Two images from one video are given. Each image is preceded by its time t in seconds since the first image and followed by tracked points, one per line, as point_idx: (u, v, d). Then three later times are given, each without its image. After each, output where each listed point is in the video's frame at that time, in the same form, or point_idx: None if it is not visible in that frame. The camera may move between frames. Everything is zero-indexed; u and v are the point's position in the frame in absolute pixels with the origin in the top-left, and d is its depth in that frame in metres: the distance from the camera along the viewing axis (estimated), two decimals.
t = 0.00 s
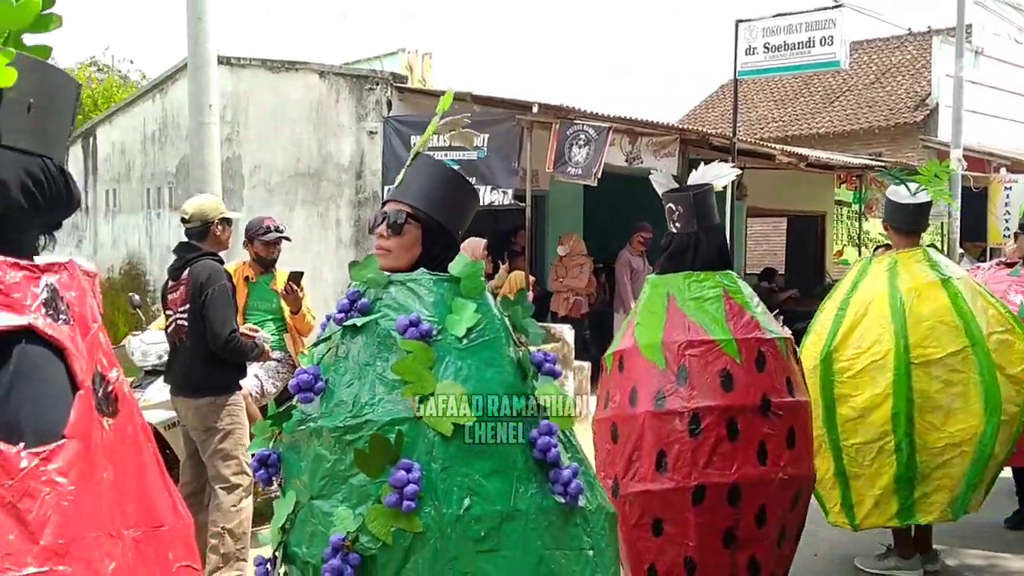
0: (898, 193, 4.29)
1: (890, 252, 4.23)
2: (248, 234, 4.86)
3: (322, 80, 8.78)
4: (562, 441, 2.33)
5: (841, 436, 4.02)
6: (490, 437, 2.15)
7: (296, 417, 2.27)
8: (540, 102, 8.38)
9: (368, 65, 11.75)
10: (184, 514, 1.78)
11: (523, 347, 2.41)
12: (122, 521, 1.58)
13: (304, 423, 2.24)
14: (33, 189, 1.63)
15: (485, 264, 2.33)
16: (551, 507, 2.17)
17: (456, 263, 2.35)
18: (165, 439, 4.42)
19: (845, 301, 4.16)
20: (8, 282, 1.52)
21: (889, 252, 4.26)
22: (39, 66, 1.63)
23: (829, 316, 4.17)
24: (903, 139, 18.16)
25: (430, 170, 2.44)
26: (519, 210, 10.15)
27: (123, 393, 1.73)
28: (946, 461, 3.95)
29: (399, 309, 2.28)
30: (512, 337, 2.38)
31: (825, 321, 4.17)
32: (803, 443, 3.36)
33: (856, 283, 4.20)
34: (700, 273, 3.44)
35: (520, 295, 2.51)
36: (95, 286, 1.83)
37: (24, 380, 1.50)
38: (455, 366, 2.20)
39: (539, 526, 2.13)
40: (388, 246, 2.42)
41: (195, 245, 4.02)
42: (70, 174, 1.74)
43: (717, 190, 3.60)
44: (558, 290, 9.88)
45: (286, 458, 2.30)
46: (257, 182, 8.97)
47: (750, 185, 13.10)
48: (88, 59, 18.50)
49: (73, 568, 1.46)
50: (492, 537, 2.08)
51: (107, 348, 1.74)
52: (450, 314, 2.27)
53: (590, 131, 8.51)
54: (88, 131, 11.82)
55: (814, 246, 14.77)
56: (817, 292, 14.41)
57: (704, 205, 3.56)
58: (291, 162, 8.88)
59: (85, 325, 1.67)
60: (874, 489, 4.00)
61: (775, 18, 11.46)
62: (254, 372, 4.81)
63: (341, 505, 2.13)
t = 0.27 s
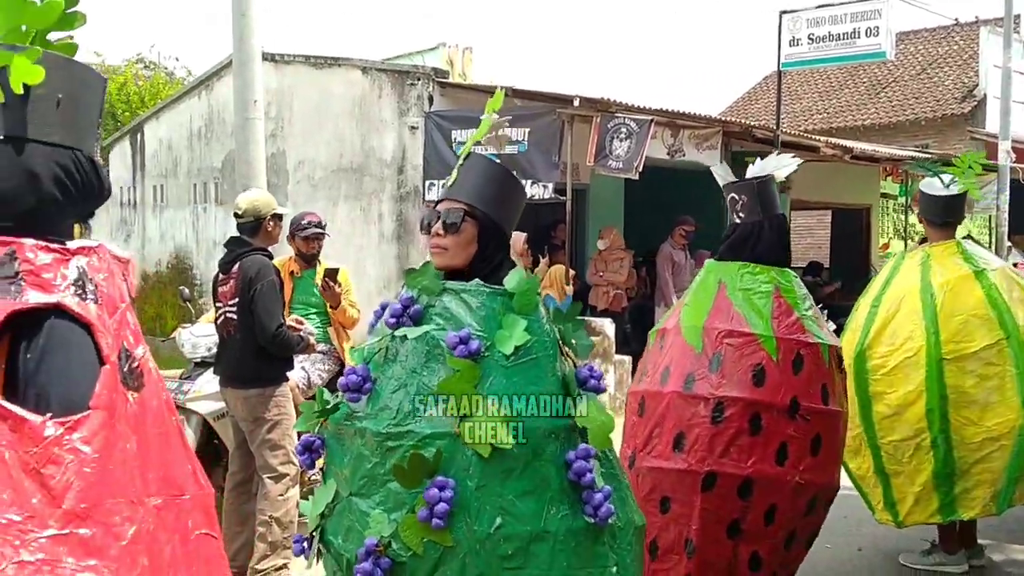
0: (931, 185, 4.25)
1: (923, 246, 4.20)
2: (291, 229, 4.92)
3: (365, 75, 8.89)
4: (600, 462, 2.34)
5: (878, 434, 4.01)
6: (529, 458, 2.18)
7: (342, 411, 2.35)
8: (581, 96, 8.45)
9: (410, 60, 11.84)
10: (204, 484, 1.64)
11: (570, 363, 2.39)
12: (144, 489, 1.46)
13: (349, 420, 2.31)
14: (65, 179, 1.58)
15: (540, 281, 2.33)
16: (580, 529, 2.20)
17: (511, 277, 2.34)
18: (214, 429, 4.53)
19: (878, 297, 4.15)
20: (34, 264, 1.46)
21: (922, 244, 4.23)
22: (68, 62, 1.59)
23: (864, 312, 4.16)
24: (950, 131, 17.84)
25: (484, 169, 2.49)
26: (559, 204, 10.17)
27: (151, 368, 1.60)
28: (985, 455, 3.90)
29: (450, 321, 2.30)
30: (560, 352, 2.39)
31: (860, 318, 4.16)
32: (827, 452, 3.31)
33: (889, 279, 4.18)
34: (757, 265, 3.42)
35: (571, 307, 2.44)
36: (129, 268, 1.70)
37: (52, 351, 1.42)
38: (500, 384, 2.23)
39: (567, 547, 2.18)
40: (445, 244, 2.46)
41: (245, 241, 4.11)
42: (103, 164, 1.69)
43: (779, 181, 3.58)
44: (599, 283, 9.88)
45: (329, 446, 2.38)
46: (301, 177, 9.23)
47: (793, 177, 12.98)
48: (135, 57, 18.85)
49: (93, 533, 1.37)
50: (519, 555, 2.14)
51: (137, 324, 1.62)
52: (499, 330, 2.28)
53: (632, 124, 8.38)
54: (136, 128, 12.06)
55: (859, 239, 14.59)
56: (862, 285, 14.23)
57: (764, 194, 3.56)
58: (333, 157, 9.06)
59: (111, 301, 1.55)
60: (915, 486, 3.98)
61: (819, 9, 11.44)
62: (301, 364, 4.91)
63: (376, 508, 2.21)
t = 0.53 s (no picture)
0: (951, 181, 4.21)
1: (944, 243, 4.16)
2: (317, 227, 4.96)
3: (391, 72, 8.92)
4: (630, 439, 2.35)
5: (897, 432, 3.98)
6: (558, 435, 2.20)
7: (371, 403, 2.37)
8: (606, 92, 8.45)
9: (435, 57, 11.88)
10: (199, 478, 1.72)
11: (593, 345, 2.41)
12: (138, 481, 1.55)
13: (379, 410, 2.34)
14: (79, 179, 1.66)
15: (556, 264, 2.37)
16: (615, 505, 2.21)
17: (531, 261, 2.38)
18: (242, 424, 4.57)
19: (897, 291, 4.14)
20: (44, 260, 1.56)
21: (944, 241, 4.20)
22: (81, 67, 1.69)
23: (884, 306, 4.15)
24: (980, 127, 17.70)
25: (509, 161, 2.49)
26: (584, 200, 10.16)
27: (153, 366, 1.70)
28: (1008, 452, 3.86)
29: (472, 305, 2.33)
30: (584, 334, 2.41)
31: (880, 313, 4.15)
32: (868, 441, 3.27)
33: (907, 276, 4.17)
34: (778, 260, 3.41)
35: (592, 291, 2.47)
36: (142, 272, 1.79)
37: (55, 343, 1.52)
38: (525, 364, 2.25)
39: (603, 523, 2.19)
40: (467, 237, 2.48)
41: (273, 237, 4.15)
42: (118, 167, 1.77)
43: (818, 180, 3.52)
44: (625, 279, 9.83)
45: (360, 441, 2.40)
46: (327, 174, 9.33)
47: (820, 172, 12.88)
48: (163, 55, 19.03)
49: (85, 519, 1.46)
50: (556, 532, 2.15)
51: (143, 323, 1.72)
52: (522, 311, 2.31)
53: (658, 119, 8.38)
54: (164, 126, 12.18)
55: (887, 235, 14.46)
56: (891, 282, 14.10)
57: (801, 190, 3.48)
58: (359, 155, 9.11)
59: (117, 298, 1.65)
60: (935, 485, 3.93)
61: (848, 3, 11.27)
62: (329, 359, 4.94)
63: (411, 494, 2.23)
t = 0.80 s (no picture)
0: (969, 180, 4.17)
1: (961, 242, 4.13)
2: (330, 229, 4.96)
3: (406, 73, 8.94)
4: (648, 428, 2.35)
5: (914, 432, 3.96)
6: (576, 423, 2.21)
7: (389, 406, 2.39)
8: (622, 92, 8.44)
9: (451, 58, 11.90)
10: (188, 476, 1.76)
11: (607, 338, 2.41)
12: (126, 477, 1.60)
13: (397, 411, 2.36)
14: (86, 177, 1.71)
15: (565, 255, 2.39)
16: (638, 494, 2.21)
17: (539, 255, 2.41)
18: (258, 424, 4.60)
19: (914, 289, 4.13)
20: (40, 259, 1.61)
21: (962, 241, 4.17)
22: (89, 68, 1.75)
23: (901, 304, 4.13)
24: (999, 127, 17.56)
25: (519, 166, 2.50)
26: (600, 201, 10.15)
27: (148, 360, 1.74)
28: None
29: (483, 300, 2.36)
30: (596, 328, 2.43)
31: (896, 311, 4.14)
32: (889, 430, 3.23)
33: (924, 276, 4.15)
34: (773, 261, 3.41)
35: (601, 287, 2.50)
36: (146, 268, 1.83)
37: (47, 340, 1.58)
38: (539, 355, 2.27)
39: (626, 511, 2.19)
40: (480, 243, 2.47)
41: (287, 236, 4.18)
42: (125, 167, 1.82)
43: (817, 184, 3.52)
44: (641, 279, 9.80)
45: (380, 447, 2.41)
46: (343, 174, 9.44)
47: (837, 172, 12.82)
48: (181, 57, 19.16)
49: (69, 515, 1.51)
50: (581, 520, 2.14)
51: (140, 318, 1.76)
52: (534, 304, 2.33)
53: (674, 120, 8.36)
54: (181, 127, 12.25)
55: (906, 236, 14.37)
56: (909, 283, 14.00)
57: (799, 194, 3.49)
58: (375, 155, 9.15)
59: (113, 294, 1.69)
60: (953, 486, 3.90)
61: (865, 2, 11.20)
62: (345, 360, 4.93)
63: (432, 491, 2.23)
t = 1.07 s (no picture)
0: (980, 180, 4.18)
1: (971, 243, 4.11)
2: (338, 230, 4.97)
3: (413, 74, 8.94)
4: (656, 447, 2.35)
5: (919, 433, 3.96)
6: (587, 442, 2.20)
7: (399, 403, 2.37)
8: (629, 93, 8.44)
9: (457, 58, 11.91)
10: (178, 471, 1.76)
11: (621, 351, 2.42)
12: (114, 471, 1.60)
13: (406, 410, 2.34)
14: (88, 175, 1.71)
15: (590, 269, 2.37)
16: (640, 513, 2.22)
17: (563, 265, 2.39)
18: (265, 423, 4.60)
19: (923, 290, 4.12)
20: (38, 253, 1.61)
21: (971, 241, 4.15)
22: (93, 65, 1.76)
23: (909, 304, 4.12)
24: (1008, 127, 17.50)
25: (531, 162, 2.50)
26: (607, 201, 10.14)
27: (143, 356, 1.73)
28: None
29: (505, 310, 2.33)
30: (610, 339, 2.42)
31: (904, 311, 4.13)
32: (881, 439, 3.22)
33: (934, 276, 4.13)
34: (787, 259, 3.39)
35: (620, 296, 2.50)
36: (148, 265, 1.83)
37: (42, 335, 1.58)
38: (556, 370, 2.25)
39: (627, 531, 2.19)
40: (497, 240, 2.48)
41: (294, 236, 4.18)
42: (129, 163, 1.82)
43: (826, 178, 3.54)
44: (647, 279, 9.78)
45: (387, 439, 2.40)
46: (350, 175, 9.48)
47: (845, 173, 12.78)
48: (189, 57, 19.23)
49: (56, 507, 1.51)
50: (582, 539, 2.15)
51: (138, 314, 1.75)
52: (553, 316, 2.31)
53: (681, 120, 8.33)
54: (189, 127, 12.27)
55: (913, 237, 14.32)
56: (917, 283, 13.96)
57: (809, 190, 3.53)
58: (382, 156, 9.16)
59: (110, 290, 1.69)
60: (959, 487, 3.90)
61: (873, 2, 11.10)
62: (351, 359, 4.92)
63: (438, 497, 2.23)
